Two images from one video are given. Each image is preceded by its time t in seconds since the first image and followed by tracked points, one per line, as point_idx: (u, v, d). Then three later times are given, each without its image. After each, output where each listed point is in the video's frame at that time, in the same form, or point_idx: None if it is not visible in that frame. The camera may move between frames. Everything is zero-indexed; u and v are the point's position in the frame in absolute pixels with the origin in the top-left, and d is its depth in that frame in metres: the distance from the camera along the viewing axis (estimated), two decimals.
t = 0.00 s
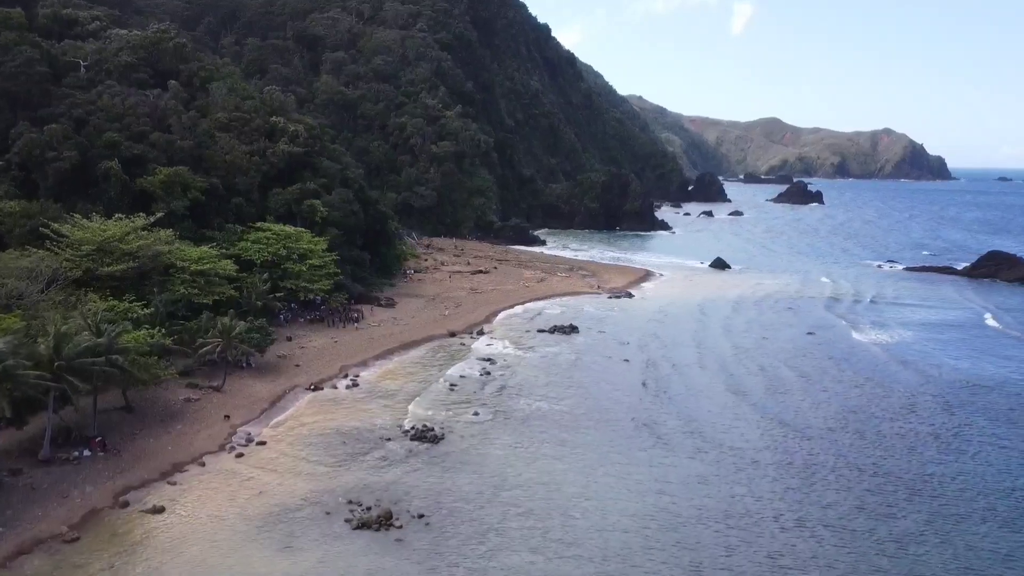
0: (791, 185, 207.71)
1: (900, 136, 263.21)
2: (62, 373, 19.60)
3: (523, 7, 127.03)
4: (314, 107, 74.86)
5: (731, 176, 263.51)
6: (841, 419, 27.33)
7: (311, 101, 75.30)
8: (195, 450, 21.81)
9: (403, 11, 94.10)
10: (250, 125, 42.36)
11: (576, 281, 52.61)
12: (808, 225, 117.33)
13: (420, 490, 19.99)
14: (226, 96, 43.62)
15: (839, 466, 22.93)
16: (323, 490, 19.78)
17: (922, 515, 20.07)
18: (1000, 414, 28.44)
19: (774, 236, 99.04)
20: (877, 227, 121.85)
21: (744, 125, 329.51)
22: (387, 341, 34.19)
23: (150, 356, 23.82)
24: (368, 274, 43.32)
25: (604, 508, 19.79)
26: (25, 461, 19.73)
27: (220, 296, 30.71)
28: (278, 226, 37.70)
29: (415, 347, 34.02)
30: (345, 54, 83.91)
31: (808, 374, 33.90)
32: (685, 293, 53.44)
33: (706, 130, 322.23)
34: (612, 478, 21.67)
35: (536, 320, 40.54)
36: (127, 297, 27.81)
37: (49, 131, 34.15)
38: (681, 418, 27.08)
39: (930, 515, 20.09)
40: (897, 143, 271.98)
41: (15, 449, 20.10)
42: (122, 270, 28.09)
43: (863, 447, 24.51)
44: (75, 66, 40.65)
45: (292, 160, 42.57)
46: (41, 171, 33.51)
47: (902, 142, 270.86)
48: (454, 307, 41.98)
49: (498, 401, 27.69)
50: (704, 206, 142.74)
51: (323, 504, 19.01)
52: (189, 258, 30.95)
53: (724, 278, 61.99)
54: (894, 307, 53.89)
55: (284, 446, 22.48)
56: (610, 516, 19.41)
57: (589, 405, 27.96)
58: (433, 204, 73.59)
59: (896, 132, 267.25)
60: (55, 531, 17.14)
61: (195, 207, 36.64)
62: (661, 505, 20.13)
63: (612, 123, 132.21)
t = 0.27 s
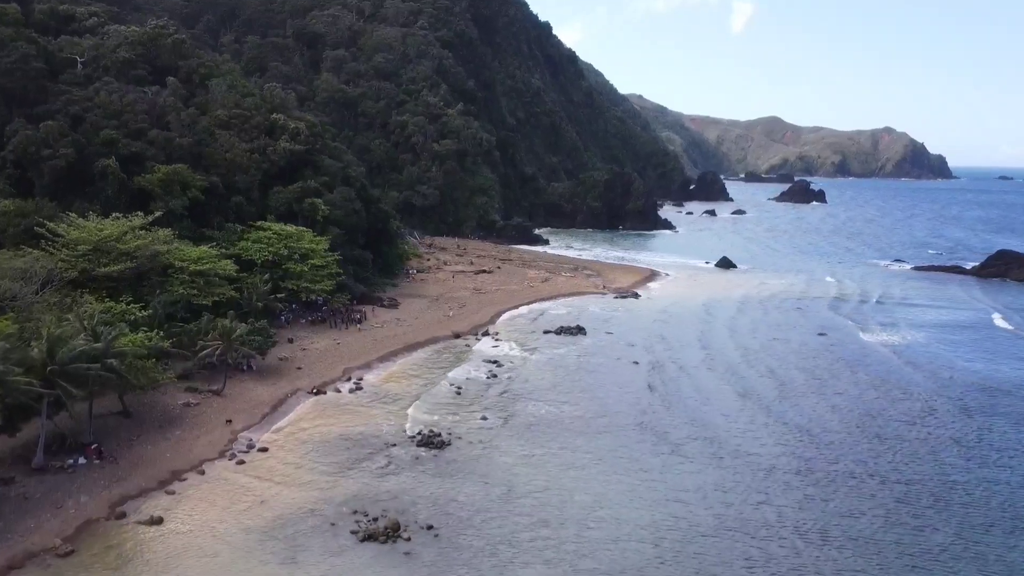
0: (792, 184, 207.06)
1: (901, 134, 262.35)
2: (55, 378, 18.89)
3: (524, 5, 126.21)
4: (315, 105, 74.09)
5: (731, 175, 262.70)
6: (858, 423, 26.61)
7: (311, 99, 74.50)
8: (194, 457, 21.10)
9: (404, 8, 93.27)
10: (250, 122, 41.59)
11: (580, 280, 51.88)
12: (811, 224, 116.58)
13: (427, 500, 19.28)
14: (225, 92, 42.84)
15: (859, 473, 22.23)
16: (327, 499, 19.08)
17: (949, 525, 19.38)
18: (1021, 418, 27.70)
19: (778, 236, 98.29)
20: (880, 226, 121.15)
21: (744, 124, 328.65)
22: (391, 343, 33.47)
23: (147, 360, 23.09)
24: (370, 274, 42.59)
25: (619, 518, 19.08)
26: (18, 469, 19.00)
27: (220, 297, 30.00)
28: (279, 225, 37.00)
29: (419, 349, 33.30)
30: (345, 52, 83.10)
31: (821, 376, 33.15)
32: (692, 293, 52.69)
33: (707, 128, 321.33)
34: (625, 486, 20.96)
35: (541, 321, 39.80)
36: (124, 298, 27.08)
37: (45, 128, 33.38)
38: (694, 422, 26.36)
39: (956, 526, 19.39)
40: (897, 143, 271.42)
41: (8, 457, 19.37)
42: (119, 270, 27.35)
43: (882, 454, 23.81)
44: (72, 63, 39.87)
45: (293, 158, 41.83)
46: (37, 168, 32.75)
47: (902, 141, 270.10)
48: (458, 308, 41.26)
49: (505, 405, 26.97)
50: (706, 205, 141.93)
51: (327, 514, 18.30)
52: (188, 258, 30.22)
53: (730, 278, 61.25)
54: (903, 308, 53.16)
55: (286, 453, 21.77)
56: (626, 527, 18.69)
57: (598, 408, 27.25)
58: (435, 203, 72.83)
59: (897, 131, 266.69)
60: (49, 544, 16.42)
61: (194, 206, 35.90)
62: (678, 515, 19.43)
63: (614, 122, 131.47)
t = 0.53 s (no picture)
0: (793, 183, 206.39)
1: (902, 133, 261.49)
2: (45, 384, 18.15)
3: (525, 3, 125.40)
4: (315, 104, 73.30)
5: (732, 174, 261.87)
6: (877, 427, 25.87)
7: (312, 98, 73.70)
8: (193, 465, 20.35)
9: (405, 5, 92.44)
10: (249, 120, 40.85)
11: (585, 280, 51.12)
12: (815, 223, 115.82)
13: (435, 510, 18.52)
14: (225, 89, 42.05)
15: (882, 481, 21.49)
16: (331, 509, 18.33)
17: (978, 536, 18.65)
18: None
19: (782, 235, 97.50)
20: (884, 224, 120.49)
21: (745, 123, 327.81)
22: (395, 345, 32.71)
23: (144, 364, 22.33)
24: (372, 274, 41.82)
25: (636, 530, 18.33)
26: (9, 479, 18.26)
27: (220, 297, 29.25)
28: (279, 224, 36.25)
29: (423, 352, 32.54)
30: (346, 50, 82.30)
31: (836, 378, 32.39)
32: (698, 293, 51.92)
33: (707, 127, 320.47)
34: (640, 494, 20.22)
35: (547, 321, 39.04)
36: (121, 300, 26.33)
37: (40, 125, 32.59)
38: (709, 426, 25.61)
39: (985, 537, 18.66)
40: (898, 141, 270.72)
41: None
42: (116, 271, 26.59)
43: (904, 460, 23.06)
44: (68, 59, 39.10)
45: (294, 156, 41.07)
46: (31, 167, 31.96)
47: (903, 139, 269.33)
48: (462, 309, 40.50)
49: (513, 409, 26.20)
50: (708, 203, 141.12)
51: (332, 526, 17.56)
52: (187, 259, 29.47)
53: (736, 277, 60.50)
54: (913, 307, 52.38)
55: (289, 460, 21.03)
56: (641, 540, 17.93)
57: (609, 412, 26.51)
58: (436, 202, 72.04)
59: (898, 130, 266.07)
60: (40, 559, 15.67)
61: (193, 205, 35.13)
62: (696, 526, 18.67)
63: (615, 120, 130.68)
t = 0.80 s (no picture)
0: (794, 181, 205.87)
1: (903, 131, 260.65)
2: (36, 390, 17.41)
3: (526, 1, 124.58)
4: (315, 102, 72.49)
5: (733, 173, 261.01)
6: (896, 432, 25.11)
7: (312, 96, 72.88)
8: (190, 473, 19.59)
9: (405, 2, 91.61)
10: (249, 117, 40.07)
11: (590, 280, 50.35)
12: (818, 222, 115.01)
13: (443, 521, 17.77)
14: (223, 86, 41.23)
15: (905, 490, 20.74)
16: (335, 520, 17.58)
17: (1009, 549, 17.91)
18: None
19: (786, 234, 96.73)
20: (887, 223, 119.77)
21: (745, 121, 326.96)
22: (397, 347, 31.94)
23: (139, 368, 21.57)
24: (374, 274, 41.04)
25: (653, 542, 17.56)
26: None
27: (219, 298, 28.48)
28: (279, 223, 35.48)
29: (427, 354, 31.78)
30: (346, 47, 81.49)
31: (850, 379, 31.61)
32: (705, 293, 51.13)
33: (707, 126, 319.57)
34: (655, 504, 19.46)
35: (553, 322, 38.26)
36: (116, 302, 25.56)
37: (33, 122, 31.80)
38: (723, 431, 24.84)
39: (1016, 550, 17.91)
40: (899, 139, 270.06)
41: None
42: (111, 272, 25.83)
43: (926, 468, 22.31)
44: (63, 55, 38.28)
45: (294, 154, 40.27)
46: (25, 165, 31.17)
47: (904, 138, 268.56)
48: (465, 309, 39.74)
49: (521, 413, 25.42)
50: (710, 202, 140.31)
51: (335, 538, 16.80)
52: (185, 259, 28.69)
53: (741, 277, 59.73)
54: (922, 307, 51.61)
55: (290, 468, 20.27)
56: (658, 554, 17.17)
57: (619, 416, 25.75)
58: (438, 200, 71.24)
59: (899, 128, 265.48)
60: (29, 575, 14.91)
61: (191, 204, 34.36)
62: (715, 538, 17.91)
63: (617, 118, 129.87)
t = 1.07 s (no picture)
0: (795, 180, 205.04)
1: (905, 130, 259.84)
2: (23, 398, 16.66)
3: None
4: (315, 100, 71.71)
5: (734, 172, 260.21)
6: (914, 437, 24.35)
7: (311, 93, 72.11)
8: (186, 483, 18.82)
9: None
10: (248, 114, 39.27)
11: (595, 280, 49.56)
12: (821, 221, 114.17)
13: (450, 535, 17.00)
14: (222, 82, 40.39)
15: (928, 500, 19.98)
16: (337, 534, 16.83)
17: None
18: None
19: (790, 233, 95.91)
20: (890, 222, 118.96)
21: (746, 120, 326.18)
22: (399, 350, 31.17)
23: (133, 372, 20.80)
24: (375, 275, 40.26)
25: (668, 557, 16.81)
26: None
27: (216, 300, 27.70)
28: (279, 222, 34.69)
29: (430, 357, 31.00)
30: (346, 45, 80.65)
31: (864, 382, 30.83)
32: (711, 293, 50.32)
33: (708, 124, 318.82)
34: (669, 515, 18.70)
35: (559, 323, 37.46)
36: (110, 303, 24.79)
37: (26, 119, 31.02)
38: (737, 436, 24.05)
39: None
40: (900, 138, 269.24)
41: None
42: (105, 272, 25.06)
43: (948, 476, 21.55)
44: (58, 50, 37.46)
45: (294, 151, 39.47)
46: (17, 162, 30.39)
47: (906, 137, 267.72)
48: (469, 310, 38.96)
49: (529, 417, 24.61)
50: (712, 201, 139.49)
51: (337, 554, 16.03)
52: (182, 259, 27.93)
53: (747, 277, 58.93)
54: (932, 307, 50.80)
55: (290, 477, 19.50)
56: (675, 569, 16.42)
57: (630, 420, 24.95)
58: (439, 199, 70.42)
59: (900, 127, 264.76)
60: None
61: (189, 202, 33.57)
62: (733, 551, 17.17)
63: (619, 117, 129.14)
